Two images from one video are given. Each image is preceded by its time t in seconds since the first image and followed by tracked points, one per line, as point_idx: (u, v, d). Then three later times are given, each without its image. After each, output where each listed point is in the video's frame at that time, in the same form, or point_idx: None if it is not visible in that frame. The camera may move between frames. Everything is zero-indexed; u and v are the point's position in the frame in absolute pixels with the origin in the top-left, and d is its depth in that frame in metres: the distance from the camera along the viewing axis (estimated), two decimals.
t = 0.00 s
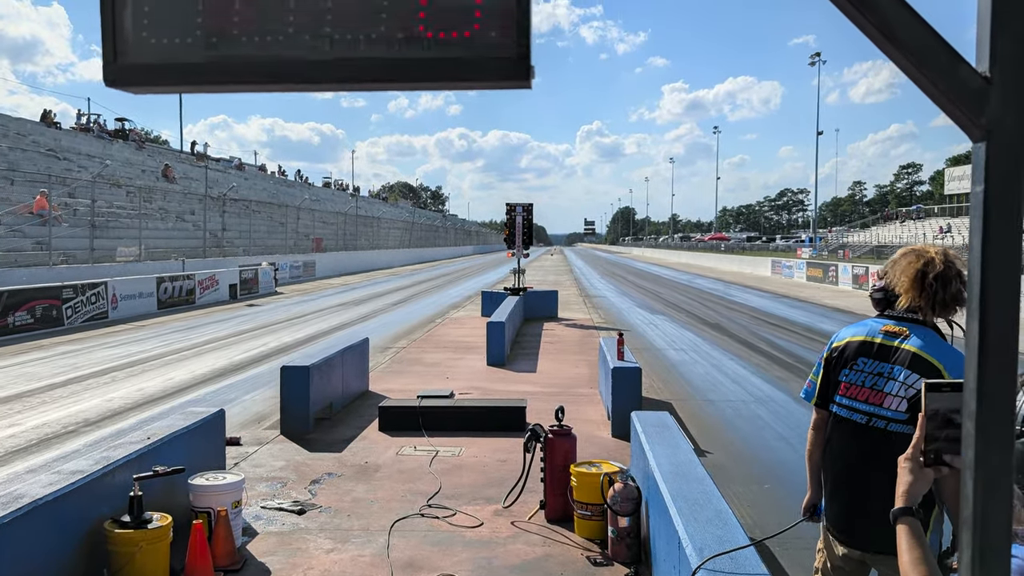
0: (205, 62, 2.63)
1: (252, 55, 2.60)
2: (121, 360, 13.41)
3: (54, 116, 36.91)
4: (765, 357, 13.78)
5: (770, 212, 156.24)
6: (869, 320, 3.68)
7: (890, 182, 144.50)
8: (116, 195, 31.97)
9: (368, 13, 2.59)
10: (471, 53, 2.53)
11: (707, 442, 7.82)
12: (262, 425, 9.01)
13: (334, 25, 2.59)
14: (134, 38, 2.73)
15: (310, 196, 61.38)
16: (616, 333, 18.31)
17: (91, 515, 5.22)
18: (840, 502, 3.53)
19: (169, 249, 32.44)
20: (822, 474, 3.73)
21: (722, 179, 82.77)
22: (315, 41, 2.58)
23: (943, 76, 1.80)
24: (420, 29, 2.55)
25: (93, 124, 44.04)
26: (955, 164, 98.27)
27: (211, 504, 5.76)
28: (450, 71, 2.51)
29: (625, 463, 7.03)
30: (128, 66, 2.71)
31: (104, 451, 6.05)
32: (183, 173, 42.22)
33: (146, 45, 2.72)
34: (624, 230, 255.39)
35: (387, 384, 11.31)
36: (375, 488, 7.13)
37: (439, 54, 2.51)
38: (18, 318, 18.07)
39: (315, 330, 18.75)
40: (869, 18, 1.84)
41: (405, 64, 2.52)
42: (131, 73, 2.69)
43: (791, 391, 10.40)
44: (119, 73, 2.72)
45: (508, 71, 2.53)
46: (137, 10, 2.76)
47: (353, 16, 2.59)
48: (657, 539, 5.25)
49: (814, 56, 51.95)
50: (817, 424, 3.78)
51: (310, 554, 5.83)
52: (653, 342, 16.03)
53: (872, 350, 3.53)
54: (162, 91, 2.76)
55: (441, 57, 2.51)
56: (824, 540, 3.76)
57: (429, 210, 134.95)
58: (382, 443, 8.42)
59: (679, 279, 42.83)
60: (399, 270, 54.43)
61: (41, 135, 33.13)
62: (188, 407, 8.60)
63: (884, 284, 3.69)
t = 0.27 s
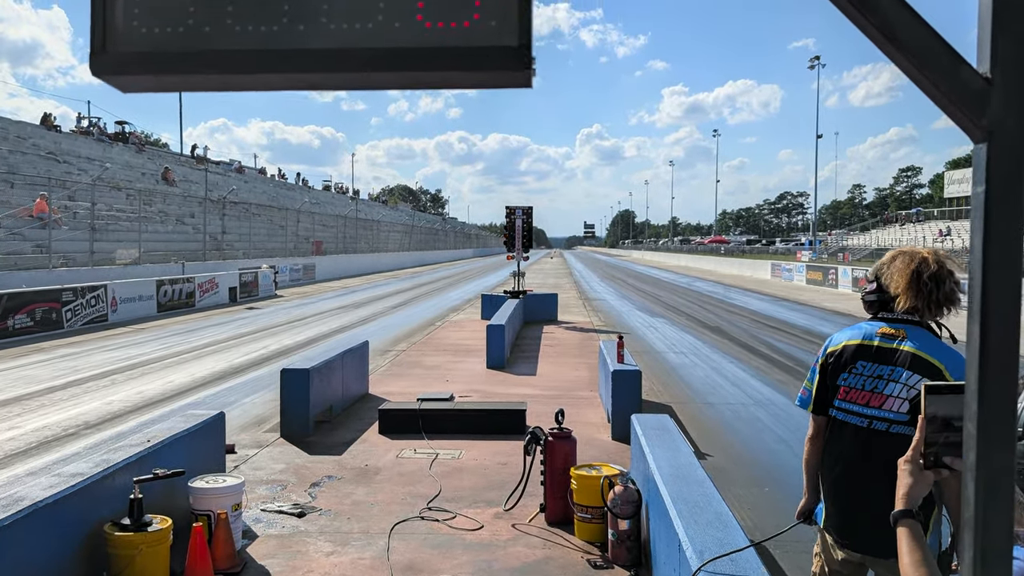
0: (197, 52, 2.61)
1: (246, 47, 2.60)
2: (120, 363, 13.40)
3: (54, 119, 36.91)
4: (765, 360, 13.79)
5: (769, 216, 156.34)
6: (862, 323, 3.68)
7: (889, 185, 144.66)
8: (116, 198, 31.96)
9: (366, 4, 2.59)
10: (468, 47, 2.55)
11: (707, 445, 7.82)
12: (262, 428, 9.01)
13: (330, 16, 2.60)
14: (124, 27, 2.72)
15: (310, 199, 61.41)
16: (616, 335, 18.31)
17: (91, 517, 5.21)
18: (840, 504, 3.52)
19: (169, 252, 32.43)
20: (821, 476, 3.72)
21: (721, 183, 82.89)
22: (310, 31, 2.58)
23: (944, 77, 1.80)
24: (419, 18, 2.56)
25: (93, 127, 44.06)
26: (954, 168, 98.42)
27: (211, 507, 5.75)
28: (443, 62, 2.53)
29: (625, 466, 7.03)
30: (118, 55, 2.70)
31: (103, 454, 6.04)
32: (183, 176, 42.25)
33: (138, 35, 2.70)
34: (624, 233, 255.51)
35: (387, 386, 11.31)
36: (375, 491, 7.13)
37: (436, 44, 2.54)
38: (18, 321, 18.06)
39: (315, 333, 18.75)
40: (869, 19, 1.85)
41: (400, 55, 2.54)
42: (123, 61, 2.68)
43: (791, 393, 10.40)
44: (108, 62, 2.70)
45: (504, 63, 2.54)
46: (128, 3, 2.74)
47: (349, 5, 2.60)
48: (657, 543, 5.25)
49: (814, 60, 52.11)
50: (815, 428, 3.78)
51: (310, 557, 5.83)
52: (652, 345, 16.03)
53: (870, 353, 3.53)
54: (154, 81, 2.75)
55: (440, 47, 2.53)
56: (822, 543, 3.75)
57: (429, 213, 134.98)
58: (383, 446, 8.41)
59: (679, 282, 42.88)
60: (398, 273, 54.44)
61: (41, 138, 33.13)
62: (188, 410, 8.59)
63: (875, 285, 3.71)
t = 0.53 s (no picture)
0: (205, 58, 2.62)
1: (251, 53, 2.61)
2: (122, 365, 13.40)
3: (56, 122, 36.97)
4: (767, 362, 13.78)
5: (771, 218, 156.33)
6: (849, 325, 3.65)
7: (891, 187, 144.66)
8: (118, 200, 32.00)
9: (368, 9, 2.60)
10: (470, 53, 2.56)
11: (708, 447, 7.82)
12: (264, 430, 9.01)
13: (335, 23, 2.61)
14: (131, 34, 2.73)
15: (312, 201, 61.49)
16: (618, 338, 18.32)
17: (93, 520, 5.21)
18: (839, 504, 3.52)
19: (170, 254, 32.47)
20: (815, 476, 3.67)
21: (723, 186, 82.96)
22: (316, 37, 2.60)
23: (944, 81, 1.81)
24: (422, 24, 2.57)
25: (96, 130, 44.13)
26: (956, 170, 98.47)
27: (213, 509, 5.75)
28: (437, 69, 2.53)
29: (627, 468, 7.03)
30: (123, 60, 2.71)
31: (106, 456, 6.05)
32: (185, 178, 42.32)
33: (143, 41, 2.71)
34: (625, 235, 255.66)
35: (389, 389, 11.31)
36: (377, 493, 7.13)
37: (436, 52, 2.54)
38: (20, 323, 18.08)
39: (317, 335, 18.76)
40: (870, 26, 1.86)
41: (400, 60, 2.55)
42: (127, 66, 2.69)
43: (793, 396, 10.40)
44: (114, 67, 2.70)
45: (504, 70, 2.55)
46: (135, 7, 2.75)
47: (353, 11, 2.60)
48: (659, 545, 5.25)
49: (816, 63, 52.12)
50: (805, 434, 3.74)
51: (312, 559, 5.83)
52: (654, 347, 16.03)
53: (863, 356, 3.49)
54: (158, 87, 2.74)
55: (444, 53, 2.54)
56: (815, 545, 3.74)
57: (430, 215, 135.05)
58: (385, 448, 8.42)
59: (681, 285, 42.90)
60: (400, 276, 54.49)
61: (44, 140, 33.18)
62: (190, 412, 8.59)
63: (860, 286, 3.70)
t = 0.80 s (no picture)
0: (215, 62, 2.65)
1: (262, 57, 2.62)
2: (131, 368, 13.46)
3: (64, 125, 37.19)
4: (774, 365, 13.76)
5: (778, 220, 156.01)
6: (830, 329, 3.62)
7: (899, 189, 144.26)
8: (126, 203, 32.16)
9: (377, 13, 2.62)
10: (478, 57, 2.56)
11: (716, 449, 7.81)
12: (271, 432, 9.03)
13: (344, 27, 2.62)
14: (142, 39, 2.75)
15: (319, 204, 61.68)
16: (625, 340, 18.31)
17: (102, 521, 5.23)
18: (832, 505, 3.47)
19: (178, 257, 32.62)
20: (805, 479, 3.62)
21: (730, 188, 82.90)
22: (325, 42, 2.62)
23: (950, 86, 1.81)
24: (430, 29, 2.58)
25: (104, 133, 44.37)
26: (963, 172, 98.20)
27: (221, 510, 5.76)
28: (442, 74, 2.54)
29: (633, 470, 7.02)
30: (136, 65, 2.74)
31: (115, 458, 6.08)
32: (193, 181, 42.51)
33: (156, 47, 2.73)
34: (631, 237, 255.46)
35: (396, 391, 11.33)
36: (384, 495, 7.13)
37: (444, 55, 2.55)
38: (29, 325, 18.19)
39: (325, 338, 18.82)
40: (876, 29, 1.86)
41: (408, 65, 2.56)
42: (140, 71, 2.70)
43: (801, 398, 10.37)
44: (126, 72, 2.73)
45: (510, 74, 2.55)
46: (147, 12, 2.78)
47: (362, 16, 2.62)
48: (666, 547, 5.26)
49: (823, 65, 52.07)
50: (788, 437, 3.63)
51: (320, 561, 5.83)
52: (661, 349, 16.02)
53: (850, 357, 3.46)
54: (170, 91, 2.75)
55: (453, 57, 2.54)
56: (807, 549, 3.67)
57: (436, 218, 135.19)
58: (392, 450, 8.43)
59: (688, 287, 42.88)
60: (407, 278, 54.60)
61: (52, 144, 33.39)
62: (198, 415, 8.62)
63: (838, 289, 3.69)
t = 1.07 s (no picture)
0: (229, 65, 2.65)
1: (277, 60, 2.63)
2: (144, 370, 13.54)
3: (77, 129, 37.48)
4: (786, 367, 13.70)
5: (788, 221, 155.42)
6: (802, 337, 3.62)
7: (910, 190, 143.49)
8: (138, 206, 32.36)
9: (390, 17, 2.64)
10: (492, 61, 2.57)
11: (727, 452, 7.78)
12: (283, 435, 9.05)
13: (357, 28, 2.63)
14: (157, 43, 2.76)
15: (330, 206, 61.95)
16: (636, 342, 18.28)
17: (115, 522, 5.26)
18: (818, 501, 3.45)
19: (190, 260, 32.80)
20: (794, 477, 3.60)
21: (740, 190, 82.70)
22: (338, 45, 2.63)
23: (955, 90, 1.84)
24: (442, 33, 2.59)
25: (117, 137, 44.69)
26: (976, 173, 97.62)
27: (234, 513, 5.79)
28: (457, 76, 2.55)
29: (644, 472, 7.01)
30: (151, 67, 2.75)
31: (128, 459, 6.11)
32: (205, 184, 42.75)
33: (172, 50, 2.74)
34: (641, 238, 255.12)
35: (407, 393, 11.35)
36: (395, 497, 7.15)
37: (458, 60, 2.55)
38: (43, 328, 18.33)
39: (336, 340, 18.88)
40: (880, 33, 1.89)
41: (421, 70, 2.57)
42: (154, 73, 2.72)
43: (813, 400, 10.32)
44: (141, 75, 2.74)
45: (521, 77, 2.55)
46: (162, 17, 2.80)
47: (376, 19, 2.63)
48: (677, 549, 5.25)
49: (834, 66, 51.88)
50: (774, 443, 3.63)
51: (331, 563, 5.85)
52: (672, 351, 16.00)
53: (826, 359, 3.45)
54: (187, 94, 2.76)
55: (465, 61, 2.55)
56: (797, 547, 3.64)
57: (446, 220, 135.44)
58: (403, 452, 8.44)
59: (699, 289, 42.80)
60: (416, 280, 54.69)
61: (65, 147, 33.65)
62: (210, 417, 8.66)
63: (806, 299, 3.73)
